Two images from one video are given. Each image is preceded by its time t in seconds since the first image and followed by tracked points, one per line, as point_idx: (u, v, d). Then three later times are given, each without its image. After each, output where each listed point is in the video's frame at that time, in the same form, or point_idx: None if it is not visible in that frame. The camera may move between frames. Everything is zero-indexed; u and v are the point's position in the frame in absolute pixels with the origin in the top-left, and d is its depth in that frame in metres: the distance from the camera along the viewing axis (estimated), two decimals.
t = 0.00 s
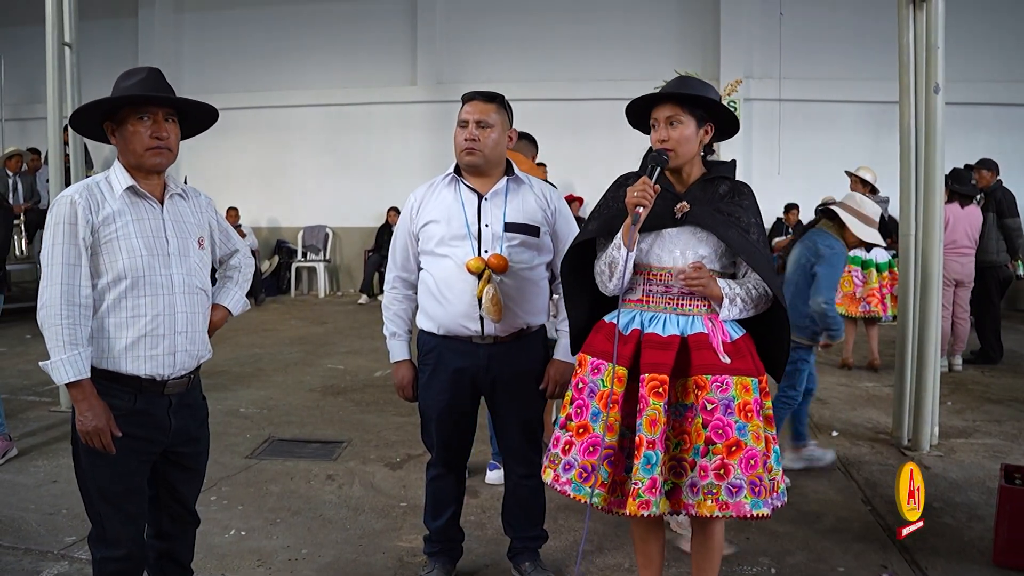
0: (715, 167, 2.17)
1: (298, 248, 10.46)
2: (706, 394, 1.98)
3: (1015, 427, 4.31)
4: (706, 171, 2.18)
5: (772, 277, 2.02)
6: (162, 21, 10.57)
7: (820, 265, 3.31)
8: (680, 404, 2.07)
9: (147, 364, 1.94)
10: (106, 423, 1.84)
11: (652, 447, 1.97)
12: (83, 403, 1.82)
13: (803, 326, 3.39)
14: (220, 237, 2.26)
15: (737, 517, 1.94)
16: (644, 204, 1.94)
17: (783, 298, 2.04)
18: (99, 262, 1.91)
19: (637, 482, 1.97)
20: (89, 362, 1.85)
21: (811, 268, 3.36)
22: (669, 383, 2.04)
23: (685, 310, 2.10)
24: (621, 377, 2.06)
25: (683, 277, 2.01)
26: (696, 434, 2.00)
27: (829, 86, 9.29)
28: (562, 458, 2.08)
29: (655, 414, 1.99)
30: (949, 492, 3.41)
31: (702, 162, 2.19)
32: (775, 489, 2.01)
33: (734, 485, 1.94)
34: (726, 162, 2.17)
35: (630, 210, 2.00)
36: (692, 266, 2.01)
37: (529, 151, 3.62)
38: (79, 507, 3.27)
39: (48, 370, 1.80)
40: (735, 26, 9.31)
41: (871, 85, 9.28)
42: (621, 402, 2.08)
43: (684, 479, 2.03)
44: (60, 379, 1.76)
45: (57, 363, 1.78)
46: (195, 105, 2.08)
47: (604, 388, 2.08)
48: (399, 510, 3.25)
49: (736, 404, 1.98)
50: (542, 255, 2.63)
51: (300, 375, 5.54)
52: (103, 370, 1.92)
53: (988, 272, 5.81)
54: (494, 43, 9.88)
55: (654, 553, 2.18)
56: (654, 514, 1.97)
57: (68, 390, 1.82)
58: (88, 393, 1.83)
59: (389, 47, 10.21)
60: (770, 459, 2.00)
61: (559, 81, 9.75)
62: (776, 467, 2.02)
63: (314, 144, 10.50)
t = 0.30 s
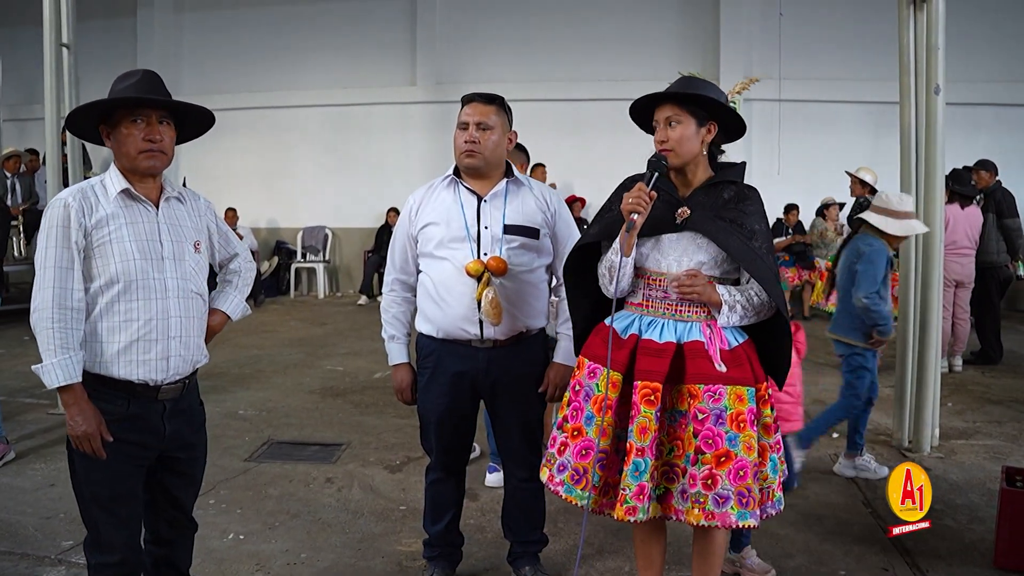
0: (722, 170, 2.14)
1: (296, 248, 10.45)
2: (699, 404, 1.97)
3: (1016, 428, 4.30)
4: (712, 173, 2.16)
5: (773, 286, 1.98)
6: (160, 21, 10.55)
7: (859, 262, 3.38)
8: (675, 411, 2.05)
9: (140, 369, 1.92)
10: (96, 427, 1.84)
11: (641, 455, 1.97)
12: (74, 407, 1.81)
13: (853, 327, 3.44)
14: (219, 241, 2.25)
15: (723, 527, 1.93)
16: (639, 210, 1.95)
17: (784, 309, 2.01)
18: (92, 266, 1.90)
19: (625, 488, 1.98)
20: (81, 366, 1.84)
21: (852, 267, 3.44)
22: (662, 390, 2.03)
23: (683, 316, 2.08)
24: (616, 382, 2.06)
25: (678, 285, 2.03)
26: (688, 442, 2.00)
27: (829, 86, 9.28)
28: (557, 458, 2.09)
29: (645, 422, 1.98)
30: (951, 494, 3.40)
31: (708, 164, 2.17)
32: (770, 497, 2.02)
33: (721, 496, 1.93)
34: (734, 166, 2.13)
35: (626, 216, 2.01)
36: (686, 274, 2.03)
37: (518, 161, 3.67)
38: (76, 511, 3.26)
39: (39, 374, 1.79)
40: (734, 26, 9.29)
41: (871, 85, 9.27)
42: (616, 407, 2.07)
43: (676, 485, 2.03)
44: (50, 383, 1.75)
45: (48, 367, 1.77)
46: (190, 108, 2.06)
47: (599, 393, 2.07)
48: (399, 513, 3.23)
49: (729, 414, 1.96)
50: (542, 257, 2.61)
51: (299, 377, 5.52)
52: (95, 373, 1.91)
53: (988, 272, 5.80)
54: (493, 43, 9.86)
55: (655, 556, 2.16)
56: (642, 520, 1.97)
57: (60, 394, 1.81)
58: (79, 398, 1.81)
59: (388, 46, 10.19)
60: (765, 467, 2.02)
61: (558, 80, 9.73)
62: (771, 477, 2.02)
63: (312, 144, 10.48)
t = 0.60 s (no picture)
0: (728, 168, 2.13)
1: (296, 248, 10.44)
2: (689, 404, 1.96)
3: (1016, 428, 4.29)
4: (716, 172, 2.14)
5: (773, 288, 1.95)
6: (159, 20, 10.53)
7: (910, 260, 3.30)
8: (668, 410, 2.05)
9: (133, 368, 1.92)
10: (88, 426, 1.83)
11: (629, 452, 1.97)
12: (67, 405, 1.80)
13: (906, 327, 3.33)
14: (218, 241, 2.24)
15: (708, 529, 1.92)
16: (633, 208, 1.99)
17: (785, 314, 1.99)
18: (85, 264, 1.90)
19: (612, 485, 1.98)
20: (74, 364, 1.84)
21: (901, 265, 3.35)
22: (655, 388, 2.03)
23: (680, 315, 2.07)
24: (610, 379, 2.06)
25: (670, 284, 2.02)
26: (679, 442, 1.99)
27: (828, 85, 9.27)
28: (552, 452, 2.12)
29: (635, 420, 1.98)
30: (951, 494, 3.39)
31: (712, 163, 2.15)
32: (767, 501, 2.01)
33: (707, 498, 1.92)
34: (740, 165, 2.11)
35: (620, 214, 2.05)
36: (679, 273, 2.02)
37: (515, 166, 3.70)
38: (73, 511, 3.25)
39: (31, 372, 1.79)
40: (735, 25, 9.28)
41: (870, 84, 9.26)
42: (610, 403, 2.07)
43: (667, 485, 2.02)
44: (42, 381, 1.75)
45: (40, 365, 1.77)
46: (183, 106, 2.04)
47: (593, 389, 2.08)
48: (397, 513, 3.23)
49: (720, 416, 1.94)
50: (540, 256, 2.60)
51: (297, 376, 5.51)
52: (89, 372, 1.90)
53: (988, 272, 5.79)
54: (493, 42, 9.85)
55: (657, 556, 2.16)
56: (628, 518, 1.97)
57: (52, 393, 1.81)
58: (72, 396, 1.81)
59: (388, 46, 10.18)
60: (762, 471, 2.03)
61: (558, 80, 9.72)
62: (767, 481, 2.02)
63: (312, 144, 10.47)
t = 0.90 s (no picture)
0: (745, 168, 2.11)
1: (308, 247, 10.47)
2: (695, 402, 1.95)
3: None
4: (733, 171, 2.13)
5: (786, 287, 1.92)
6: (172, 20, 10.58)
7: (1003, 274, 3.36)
8: (677, 409, 2.03)
9: (142, 365, 1.92)
10: (96, 423, 1.84)
11: (634, 448, 1.96)
12: (75, 402, 1.81)
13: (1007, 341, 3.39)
14: (232, 239, 2.23)
15: (709, 530, 1.90)
16: (643, 203, 1.99)
17: (799, 318, 1.96)
18: (94, 262, 1.91)
19: (615, 481, 1.98)
20: (84, 361, 1.85)
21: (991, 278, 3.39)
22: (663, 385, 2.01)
23: (692, 313, 2.06)
24: (618, 375, 2.05)
25: (680, 279, 2.01)
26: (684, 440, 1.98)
27: (841, 84, 9.23)
28: (561, 447, 2.11)
29: (641, 416, 1.97)
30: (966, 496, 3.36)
31: (728, 163, 2.14)
32: (776, 505, 1.99)
33: (709, 498, 1.90)
34: (758, 164, 2.10)
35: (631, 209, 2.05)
36: (689, 269, 2.01)
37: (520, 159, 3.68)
38: (85, 508, 3.26)
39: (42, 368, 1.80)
40: (748, 22, 9.23)
41: (883, 83, 9.21)
42: (618, 400, 2.06)
43: (673, 484, 2.01)
44: (50, 378, 1.76)
45: (48, 362, 1.77)
46: (194, 105, 2.04)
47: (602, 384, 2.07)
48: (408, 512, 3.22)
49: (726, 415, 1.93)
50: (552, 255, 2.60)
51: (309, 375, 5.52)
52: (99, 369, 1.91)
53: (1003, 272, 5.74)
54: (503, 42, 9.85)
55: (669, 556, 2.15)
56: (630, 514, 1.96)
57: (61, 389, 1.81)
58: (81, 392, 1.82)
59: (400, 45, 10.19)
60: (772, 473, 1.99)
61: (569, 79, 9.71)
62: (776, 485, 1.99)
63: (323, 143, 10.50)
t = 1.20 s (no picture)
0: (767, 168, 2.09)
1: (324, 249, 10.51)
2: (717, 404, 1.93)
3: None
4: (755, 172, 2.11)
5: (808, 288, 1.90)
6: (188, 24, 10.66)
7: None
8: (698, 410, 2.01)
9: (158, 366, 1.91)
10: (112, 422, 1.84)
11: (655, 450, 1.95)
12: (92, 401, 1.82)
13: None
14: (251, 239, 2.23)
15: (731, 533, 1.88)
16: (662, 203, 1.98)
17: (821, 318, 1.93)
18: (111, 262, 1.91)
19: (636, 483, 1.96)
20: (101, 362, 1.85)
21: None
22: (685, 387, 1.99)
23: (714, 314, 2.05)
24: (638, 376, 2.04)
25: (702, 279, 1.99)
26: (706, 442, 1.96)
27: (859, 86, 9.19)
28: (581, 449, 2.10)
29: (662, 418, 1.96)
30: (987, 501, 3.31)
31: (752, 163, 2.11)
32: (798, 508, 1.96)
33: (731, 500, 1.89)
34: (779, 165, 2.07)
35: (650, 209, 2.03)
36: (711, 270, 1.99)
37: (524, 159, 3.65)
38: (102, 508, 3.27)
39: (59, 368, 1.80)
40: (764, 24, 9.20)
41: (901, 85, 9.16)
42: (639, 401, 2.05)
43: (695, 486, 1.99)
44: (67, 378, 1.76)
45: (66, 361, 1.77)
46: (212, 105, 2.03)
47: (623, 386, 2.05)
48: (424, 514, 3.21)
49: (748, 417, 1.90)
50: (570, 256, 2.58)
51: (325, 377, 5.52)
52: (116, 368, 1.91)
53: None
54: (518, 45, 9.86)
55: (688, 560, 2.13)
56: (651, 517, 1.94)
57: (78, 389, 1.82)
58: (98, 392, 1.82)
59: (414, 49, 10.23)
60: (794, 476, 1.97)
61: (583, 82, 9.71)
62: (799, 488, 1.96)
63: (338, 147, 10.54)
